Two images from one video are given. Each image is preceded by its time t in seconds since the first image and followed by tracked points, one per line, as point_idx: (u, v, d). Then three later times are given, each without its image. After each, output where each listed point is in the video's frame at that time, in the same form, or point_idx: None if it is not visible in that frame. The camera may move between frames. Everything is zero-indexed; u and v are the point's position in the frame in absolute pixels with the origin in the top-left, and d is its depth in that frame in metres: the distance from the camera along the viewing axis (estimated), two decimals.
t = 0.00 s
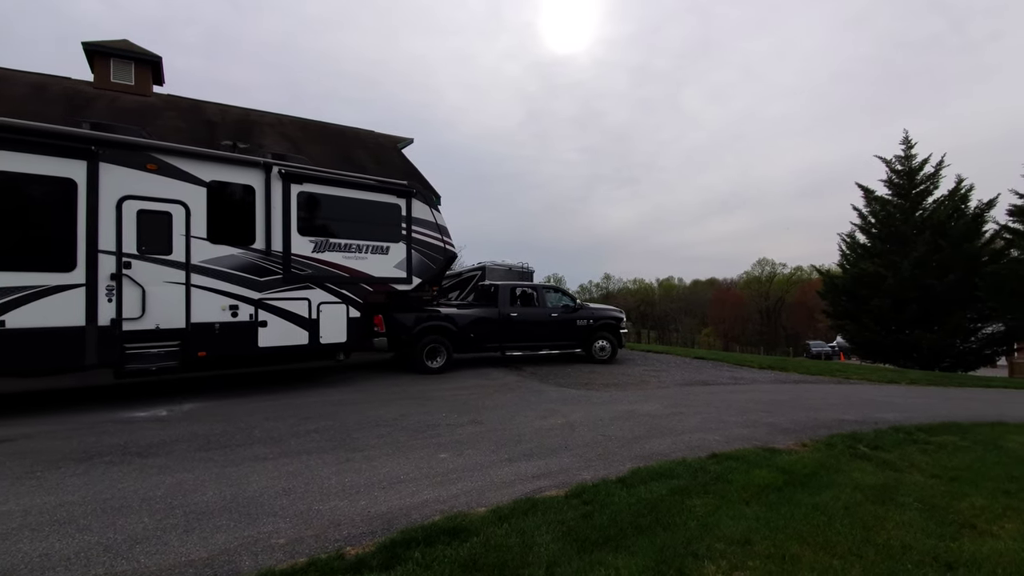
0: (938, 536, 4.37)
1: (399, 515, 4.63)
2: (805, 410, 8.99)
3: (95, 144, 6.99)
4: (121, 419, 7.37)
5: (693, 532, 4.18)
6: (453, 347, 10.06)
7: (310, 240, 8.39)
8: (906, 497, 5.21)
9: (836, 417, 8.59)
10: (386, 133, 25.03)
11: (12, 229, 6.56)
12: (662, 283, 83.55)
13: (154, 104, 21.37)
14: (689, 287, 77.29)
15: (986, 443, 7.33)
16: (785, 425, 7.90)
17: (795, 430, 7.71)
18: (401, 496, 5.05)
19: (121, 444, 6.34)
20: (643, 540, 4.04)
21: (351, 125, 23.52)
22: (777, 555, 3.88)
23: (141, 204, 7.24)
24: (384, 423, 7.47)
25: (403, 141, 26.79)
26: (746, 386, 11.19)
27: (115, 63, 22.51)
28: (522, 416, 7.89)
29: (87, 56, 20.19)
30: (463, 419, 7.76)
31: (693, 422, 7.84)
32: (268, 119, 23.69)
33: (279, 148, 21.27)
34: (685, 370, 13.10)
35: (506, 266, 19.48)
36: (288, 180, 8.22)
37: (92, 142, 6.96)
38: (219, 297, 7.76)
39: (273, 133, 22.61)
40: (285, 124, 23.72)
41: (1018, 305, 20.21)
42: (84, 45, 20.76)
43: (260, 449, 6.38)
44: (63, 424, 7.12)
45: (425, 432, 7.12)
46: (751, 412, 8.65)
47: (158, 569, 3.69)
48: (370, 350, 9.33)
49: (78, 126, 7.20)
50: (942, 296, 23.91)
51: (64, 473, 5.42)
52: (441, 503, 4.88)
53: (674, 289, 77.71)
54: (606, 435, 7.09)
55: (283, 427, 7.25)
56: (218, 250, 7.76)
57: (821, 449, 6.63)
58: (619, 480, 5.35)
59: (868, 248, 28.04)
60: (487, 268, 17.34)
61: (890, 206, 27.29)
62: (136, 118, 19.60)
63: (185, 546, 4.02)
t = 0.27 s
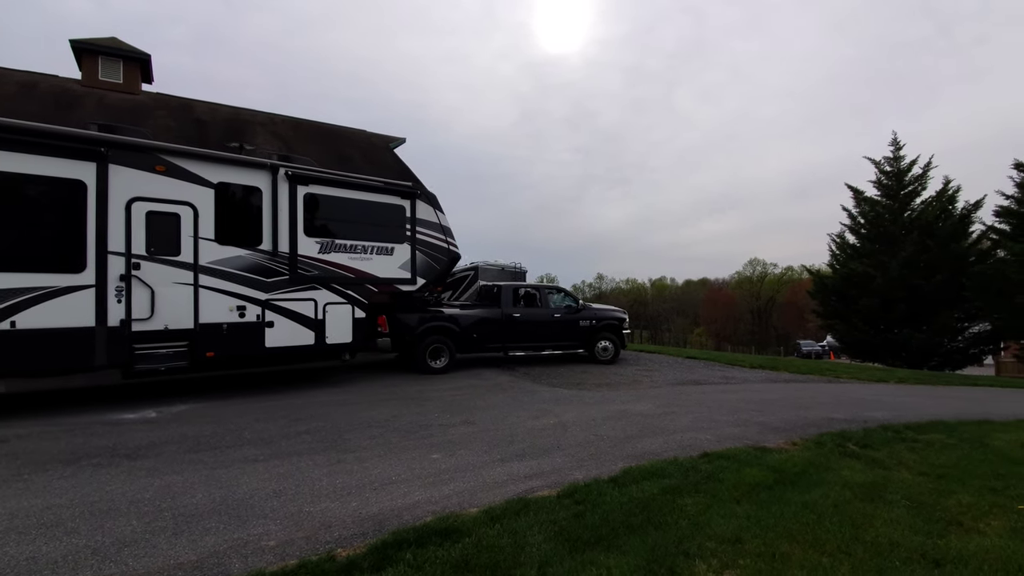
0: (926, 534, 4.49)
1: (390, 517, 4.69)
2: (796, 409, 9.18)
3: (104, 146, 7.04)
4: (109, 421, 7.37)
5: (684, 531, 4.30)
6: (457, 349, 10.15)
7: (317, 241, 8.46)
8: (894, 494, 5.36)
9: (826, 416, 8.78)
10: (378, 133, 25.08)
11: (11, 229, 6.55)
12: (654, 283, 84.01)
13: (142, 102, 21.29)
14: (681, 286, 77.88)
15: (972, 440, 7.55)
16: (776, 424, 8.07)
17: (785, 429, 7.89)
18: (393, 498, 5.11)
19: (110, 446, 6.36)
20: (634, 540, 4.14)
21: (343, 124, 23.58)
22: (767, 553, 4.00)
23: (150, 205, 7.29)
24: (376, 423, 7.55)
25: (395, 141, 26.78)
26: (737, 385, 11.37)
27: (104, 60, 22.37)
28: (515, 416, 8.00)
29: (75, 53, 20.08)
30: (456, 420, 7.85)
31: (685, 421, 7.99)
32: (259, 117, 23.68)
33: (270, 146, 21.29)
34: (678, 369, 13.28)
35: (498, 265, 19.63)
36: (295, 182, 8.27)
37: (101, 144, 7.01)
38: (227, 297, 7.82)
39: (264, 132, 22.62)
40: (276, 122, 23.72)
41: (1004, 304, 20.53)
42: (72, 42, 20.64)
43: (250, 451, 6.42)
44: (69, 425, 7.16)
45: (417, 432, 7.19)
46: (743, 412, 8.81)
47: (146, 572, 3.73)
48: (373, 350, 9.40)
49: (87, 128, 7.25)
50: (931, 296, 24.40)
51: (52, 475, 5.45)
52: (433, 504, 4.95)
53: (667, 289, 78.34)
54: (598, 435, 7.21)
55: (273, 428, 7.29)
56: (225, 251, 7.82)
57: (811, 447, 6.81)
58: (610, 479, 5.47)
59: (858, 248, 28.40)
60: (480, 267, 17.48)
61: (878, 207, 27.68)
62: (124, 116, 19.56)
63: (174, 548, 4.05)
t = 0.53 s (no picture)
0: (912, 531, 4.60)
1: (381, 517, 4.72)
2: (785, 408, 9.39)
3: (114, 148, 7.09)
4: (95, 422, 7.34)
5: (674, 530, 4.40)
6: (459, 349, 10.23)
7: (323, 242, 8.53)
8: (881, 492, 5.51)
9: (815, 415, 9.00)
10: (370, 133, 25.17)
11: (10, 231, 6.51)
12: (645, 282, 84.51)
13: (130, 100, 21.18)
14: (672, 287, 78.54)
15: (958, 438, 7.79)
16: (766, 423, 8.27)
17: (775, 428, 8.09)
18: (385, 499, 5.14)
19: (97, 448, 6.34)
20: (625, 538, 4.21)
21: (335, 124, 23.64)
22: (757, 552, 4.10)
23: (159, 206, 7.34)
24: (367, 424, 7.61)
25: (387, 141, 26.84)
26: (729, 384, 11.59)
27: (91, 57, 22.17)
28: (506, 416, 8.10)
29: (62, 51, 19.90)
30: (447, 420, 7.92)
31: (675, 421, 8.14)
32: (248, 116, 23.63)
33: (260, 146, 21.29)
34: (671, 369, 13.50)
35: (490, 265, 19.80)
36: (302, 183, 8.35)
37: (111, 146, 7.06)
38: (234, 297, 7.88)
39: (254, 131, 22.59)
40: (266, 121, 23.68)
41: (989, 304, 20.83)
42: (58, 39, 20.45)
43: (239, 452, 6.44)
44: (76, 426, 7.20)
45: (407, 434, 7.25)
46: (733, 411, 8.99)
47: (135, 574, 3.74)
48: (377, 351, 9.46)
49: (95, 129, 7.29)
50: (917, 296, 24.90)
51: (38, 478, 5.44)
52: (424, 505, 4.99)
53: (658, 289, 79.01)
54: (589, 435, 7.32)
55: (263, 430, 7.30)
56: (234, 252, 7.88)
57: (800, 446, 7.00)
58: (602, 479, 5.56)
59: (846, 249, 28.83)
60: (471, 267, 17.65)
61: (867, 208, 28.12)
62: (111, 116, 19.48)
63: (162, 551, 4.05)
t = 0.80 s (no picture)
0: (897, 528, 4.61)
1: (370, 518, 4.68)
2: (773, 408, 9.57)
3: (123, 148, 7.15)
4: (79, 424, 7.24)
5: (663, 528, 4.38)
6: (460, 348, 10.26)
7: (328, 242, 8.59)
8: (866, 490, 5.56)
9: (802, 414, 9.20)
10: (360, 132, 25.25)
11: (14, 233, 6.52)
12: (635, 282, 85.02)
13: (115, 97, 21.03)
14: (662, 287, 79.15)
15: (940, 436, 8.03)
16: (754, 422, 8.47)
17: (762, 427, 8.28)
18: (373, 500, 5.09)
19: (80, 450, 6.24)
20: (615, 537, 4.21)
21: (324, 123, 23.66)
22: (744, 549, 4.09)
23: (167, 207, 7.40)
24: (357, 424, 7.57)
25: (377, 140, 26.87)
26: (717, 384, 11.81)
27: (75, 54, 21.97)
28: (497, 416, 8.10)
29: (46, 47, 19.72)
30: (437, 420, 7.91)
31: (665, 420, 8.24)
32: (236, 114, 23.54)
33: (248, 145, 21.29)
34: (662, 369, 13.69)
35: (481, 266, 19.94)
36: (307, 184, 8.41)
37: (119, 147, 7.12)
38: (241, 298, 7.95)
39: (242, 129, 22.54)
40: (254, 120, 23.63)
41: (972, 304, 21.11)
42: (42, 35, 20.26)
43: (226, 453, 6.36)
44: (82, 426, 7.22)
45: (398, 434, 7.22)
46: (721, 411, 9.14)
47: None
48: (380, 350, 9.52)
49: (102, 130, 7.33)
50: (902, 296, 25.33)
51: (20, 480, 5.35)
52: (414, 506, 4.95)
53: (649, 290, 79.83)
54: (580, 434, 7.35)
55: (251, 431, 7.22)
56: (240, 252, 7.94)
57: (786, 445, 7.15)
58: (592, 479, 5.59)
59: (833, 250, 29.30)
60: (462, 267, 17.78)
61: (853, 209, 28.65)
62: (96, 114, 19.36)
63: (146, 554, 3.97)
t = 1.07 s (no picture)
0: (875, 525, 4.60)
1: (355, 521, 4.67)
2: (756, 407, 9.74)
3: (128, 149, 7.18)
4: (56, 426, 7.16)
5: (649, 528, 4.40)
6: (459, 348, 10.32)
7: (330, 243, 8.62)
8: (848, 488, 5.55)
9: (787, 413, 9.38)
10: (346, 130, 25.26)
11: (18, 231, 6.51)
12: (622, 283, 85.56)
13: (96, 93, 20.76)
14: (649, 287, 79.85)
15: (919, 433, 8.19)
16: (738, 422, 8.47)
17: (746, 426, 8.27)
18: (357, 502, 5.07)
19: (58, 453, 6.19)
20: (601, 537, 4.24)
21: (309, 121, 23.61)
22: (727, 547, 4.09)
23: (171, 208, 7.44)
24: (342, 425, 7.58)
25: (364, 138, 26.84)
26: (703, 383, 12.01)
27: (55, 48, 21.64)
28: (484, 416, 8.12)
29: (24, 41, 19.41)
30: (424, 421, 7.93)
31: (652, 420, 8.29)
32: (220, 111, 23.35)
33: (233, 143, 21.19)
34: (651, 369, 13.89)
35: (470, 266, 20.04)
36: (310, 185, 8.44)
37: (124, 147, 7.15)
38: (244, 298, 8.00)
39: (226, 126, 22.39)
40: (238, 117, 23.49)
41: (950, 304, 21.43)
42: (20, 29, 19.93)
43: (208, 456, 6.34)
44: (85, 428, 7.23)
45: (384, 435, 7.21)
46: (706, 410, 9.25)
47: None
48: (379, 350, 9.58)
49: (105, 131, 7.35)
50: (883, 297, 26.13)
51: None
52: (400, 507, 4.95)
53: (637, 290, 80.62)
54: (567, 434, 7.38)
55: (233, 433, 7.20)
56: (244, 253, 7.99)
57: (771, 443, 7.22)
58: (579, 478, 5.63)
59: (816, 250, 29.83)
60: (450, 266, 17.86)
61: (835, 211, 29.23)
62: (77, 110, 19.13)
63: (127, 559, 3.95)
